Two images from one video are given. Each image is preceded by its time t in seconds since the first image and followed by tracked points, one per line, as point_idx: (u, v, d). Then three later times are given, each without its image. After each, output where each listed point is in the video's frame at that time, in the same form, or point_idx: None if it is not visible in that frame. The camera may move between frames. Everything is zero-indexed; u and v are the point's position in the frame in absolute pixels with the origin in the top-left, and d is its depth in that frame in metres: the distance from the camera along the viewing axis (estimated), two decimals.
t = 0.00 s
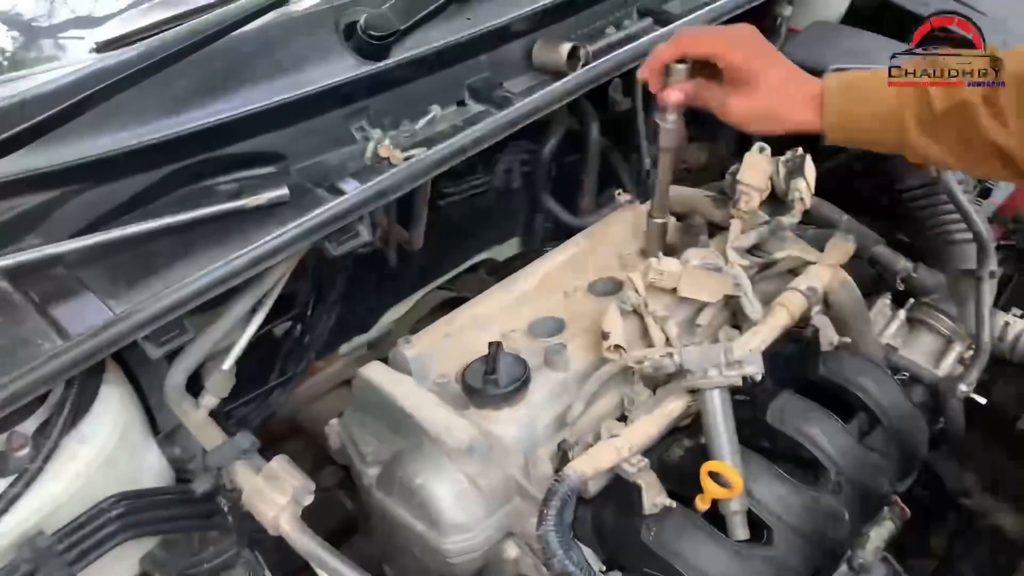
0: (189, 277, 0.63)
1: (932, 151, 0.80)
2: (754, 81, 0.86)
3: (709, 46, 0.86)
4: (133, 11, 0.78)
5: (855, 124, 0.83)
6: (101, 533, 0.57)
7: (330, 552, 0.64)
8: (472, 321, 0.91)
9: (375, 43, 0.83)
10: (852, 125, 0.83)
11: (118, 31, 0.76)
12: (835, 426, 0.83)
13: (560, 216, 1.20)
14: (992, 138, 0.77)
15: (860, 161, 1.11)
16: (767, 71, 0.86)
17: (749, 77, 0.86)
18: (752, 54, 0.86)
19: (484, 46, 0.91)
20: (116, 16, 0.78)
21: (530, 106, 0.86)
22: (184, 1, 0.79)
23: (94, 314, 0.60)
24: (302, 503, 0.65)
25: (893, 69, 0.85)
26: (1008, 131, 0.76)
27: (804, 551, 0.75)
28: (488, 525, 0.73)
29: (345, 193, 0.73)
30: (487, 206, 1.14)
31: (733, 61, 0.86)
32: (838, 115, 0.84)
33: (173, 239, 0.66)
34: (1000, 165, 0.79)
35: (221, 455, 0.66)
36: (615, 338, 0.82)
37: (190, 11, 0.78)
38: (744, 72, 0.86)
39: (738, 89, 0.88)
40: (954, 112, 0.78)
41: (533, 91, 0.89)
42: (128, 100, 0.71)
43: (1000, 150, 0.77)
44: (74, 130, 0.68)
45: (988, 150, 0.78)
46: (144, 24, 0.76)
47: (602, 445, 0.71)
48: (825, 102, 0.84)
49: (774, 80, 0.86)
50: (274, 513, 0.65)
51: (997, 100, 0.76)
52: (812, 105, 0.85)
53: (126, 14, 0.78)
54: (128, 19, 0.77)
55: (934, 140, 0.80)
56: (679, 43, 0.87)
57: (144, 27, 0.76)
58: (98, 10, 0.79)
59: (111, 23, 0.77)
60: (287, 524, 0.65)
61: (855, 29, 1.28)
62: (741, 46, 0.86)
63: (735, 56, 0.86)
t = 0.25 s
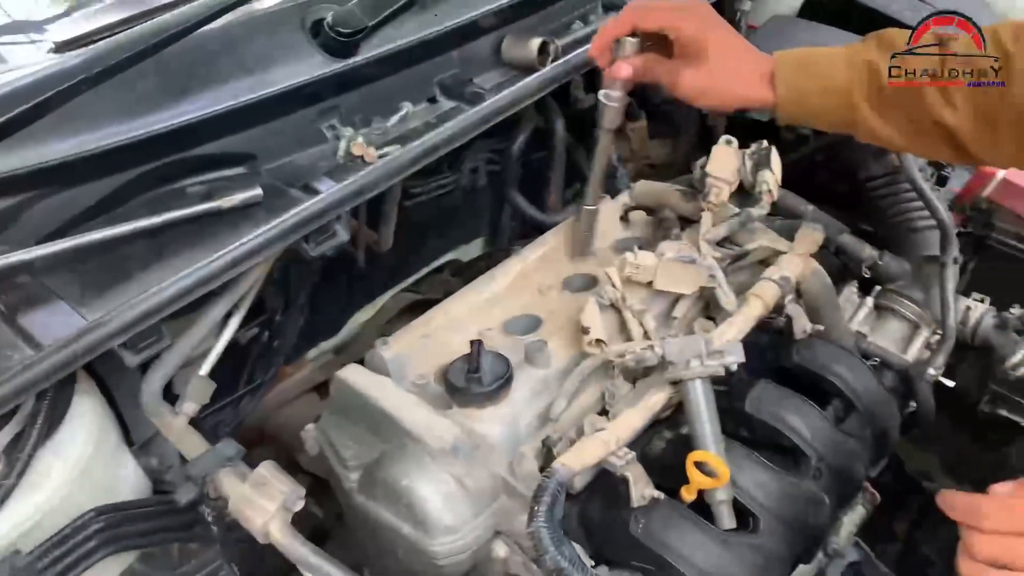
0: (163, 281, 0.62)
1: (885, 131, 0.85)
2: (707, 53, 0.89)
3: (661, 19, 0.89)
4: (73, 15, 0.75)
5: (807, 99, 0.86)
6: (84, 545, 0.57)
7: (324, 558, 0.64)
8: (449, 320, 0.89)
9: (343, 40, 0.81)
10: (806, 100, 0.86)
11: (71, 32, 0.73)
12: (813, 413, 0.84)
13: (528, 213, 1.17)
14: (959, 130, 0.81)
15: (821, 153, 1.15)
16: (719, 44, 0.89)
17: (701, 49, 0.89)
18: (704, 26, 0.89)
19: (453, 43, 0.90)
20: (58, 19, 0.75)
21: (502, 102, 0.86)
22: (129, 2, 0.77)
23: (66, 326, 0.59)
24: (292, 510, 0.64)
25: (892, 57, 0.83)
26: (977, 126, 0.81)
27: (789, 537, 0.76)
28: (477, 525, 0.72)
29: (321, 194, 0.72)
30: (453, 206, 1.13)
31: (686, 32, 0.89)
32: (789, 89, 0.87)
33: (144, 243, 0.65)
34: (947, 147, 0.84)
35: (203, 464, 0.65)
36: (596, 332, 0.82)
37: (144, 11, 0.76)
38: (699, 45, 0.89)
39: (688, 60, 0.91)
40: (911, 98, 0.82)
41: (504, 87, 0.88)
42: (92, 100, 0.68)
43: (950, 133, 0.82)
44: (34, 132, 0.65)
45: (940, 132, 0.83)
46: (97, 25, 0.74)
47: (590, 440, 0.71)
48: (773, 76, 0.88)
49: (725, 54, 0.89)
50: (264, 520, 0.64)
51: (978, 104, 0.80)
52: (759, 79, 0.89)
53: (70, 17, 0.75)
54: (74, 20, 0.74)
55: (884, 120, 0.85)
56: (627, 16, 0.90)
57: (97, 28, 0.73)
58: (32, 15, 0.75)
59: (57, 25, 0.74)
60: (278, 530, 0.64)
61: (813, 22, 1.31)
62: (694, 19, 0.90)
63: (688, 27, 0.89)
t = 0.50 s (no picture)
0: (126, 296, 0.62)
1: (842, 134, 0.90)
2: (662, 69, 0.92)
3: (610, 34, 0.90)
4: (16, 23, 0.72)
5: (766, 105, 0.91)
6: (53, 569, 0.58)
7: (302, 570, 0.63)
8: (418, 325, 0.88)
9: (300, 48, 0.80)
10: (763, 108, 0.91)
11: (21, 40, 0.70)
12: (780, 408, 0.85)
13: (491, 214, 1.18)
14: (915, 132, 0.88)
15: (777, 151, 1.18)
16: (672, 58, 0.92)
17: (656, 65, 0.92)
18: (655, 44, 0.92)
19: (414, 47, 0.89)
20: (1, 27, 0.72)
21: (465, 106, 0.85)
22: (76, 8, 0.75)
23: (26, 343, 0.57)
24: (269, 523, 0.64)
25: (892, 58, 0.89)
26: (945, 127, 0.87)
27: (760, 531, 0.77)
28: (453, 532, 0.72)
29: (284, 203, 0.71)
30: (414, 211, 1.11)
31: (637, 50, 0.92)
32: (747, 98, 0.91)
33: (105, 258, 0.64)
34: (903, 147, 0.90)
35: (174, 481, 0.66)
36: (565, 333, 0.82)
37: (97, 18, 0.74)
38: (651, 61, 0.92)
39: (644, 75, 0.93)
40: (872, 100, 0.88)
41: (466, 90, 0.88)
42: (45, 112, 0.66)
43: (906, 133, 0.89)
44: None
45: (897, 133, 0.89)
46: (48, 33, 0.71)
47: (563, 442, 0.72)
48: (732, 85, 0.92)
49: (680, 67, 0.93)
50: (238, 535, 0.64)
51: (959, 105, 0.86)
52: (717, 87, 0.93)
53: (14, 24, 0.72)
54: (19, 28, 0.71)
55: (845, 122, 0.90)
56: (581, 40, 0.89)
57: (47, 37, 0.70)
58: None
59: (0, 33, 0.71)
60: (252, 546, 0.64)
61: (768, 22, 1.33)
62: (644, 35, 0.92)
63: (640, 45, 0.92)
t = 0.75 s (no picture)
0: (110, 305, 0.62)
1: (804, 135, 0.98)
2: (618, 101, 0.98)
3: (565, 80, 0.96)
4: None
5: (722, 113, 0.99)
6: None
7: None
8: (402, 329, 0.88)
9: (281, 53, 0.80)
10: (717, 116, 0.99)
11: None
12: (763, 407, 0.86)
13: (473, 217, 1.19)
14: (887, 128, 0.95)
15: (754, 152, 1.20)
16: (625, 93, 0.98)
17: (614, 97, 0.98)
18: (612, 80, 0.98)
19: (395, 51, 0.89)
20: None
21: (447, 110, 0.86)
22: (54, 16, 0.75)
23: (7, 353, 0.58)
24: (258, 532, 0.64)
25: (892, 58, 0.94)
26: (931, 122, 0.93)
27: (746, 529, 0.77)
28: (440, 536, 0.72)
29: (266, 209, 0.71)
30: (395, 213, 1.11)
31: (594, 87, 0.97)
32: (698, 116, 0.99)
33: (86, 267, 0.64)
34: (859, 144, 0.97)
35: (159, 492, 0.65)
36: (551, 336, 0.83)
37: (74, 24, 0.75)
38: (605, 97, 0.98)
39: (599, 109, 0.99)
40: (850, 98, 0.95)
41: (446, 95, 0.88)
42: (25, 121, 0.66)
43: (861, 132, 0.96)
44: None
45: (852, 131, 0.96)
46: (26, 39, 0.73)
47: (549, 444, 0.72)
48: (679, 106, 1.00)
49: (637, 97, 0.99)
50: (227, 544, 0.63)
51: (939, 102, 0.91)
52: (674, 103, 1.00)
53: None
54: None
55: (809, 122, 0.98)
56: (532, 94, 0.93)
57: (22, 44, 0.72)
58: None
59: None
60: (240, 555, 0.63)
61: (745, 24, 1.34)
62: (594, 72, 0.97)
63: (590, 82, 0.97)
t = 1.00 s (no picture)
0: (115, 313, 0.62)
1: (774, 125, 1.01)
2: (580, 152, 1.02)
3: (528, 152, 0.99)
4: None
5: (667, 126, 1.04)
6: None
7: None
8: (406, 333, 0.89)
9: (285, 60, 0.80)
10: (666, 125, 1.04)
11: None
12: (764, 409, 0.87)
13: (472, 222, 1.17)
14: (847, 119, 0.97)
15: (753, 158, 1.24)
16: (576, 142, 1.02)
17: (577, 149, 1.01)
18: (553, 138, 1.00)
19: (397, 58, 0.90)
20: None
21: (449, 115, 0.87)
22: (51, 27, 0.76)
23: (20, 361, 0.58)
24: (267, 537, 0.66)
25: (892, 58, 0.93)
26: (896, 121, 0.95)
27: (748, 529, 0.78)
28: (447, 538, 0.73)
29: (273, 215, 0.72)
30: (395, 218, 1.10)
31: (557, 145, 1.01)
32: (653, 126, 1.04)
33: (94, 274, 0.64)
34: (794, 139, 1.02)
35: (169, 496, 0.66)
36: (552, 339, 0.83)
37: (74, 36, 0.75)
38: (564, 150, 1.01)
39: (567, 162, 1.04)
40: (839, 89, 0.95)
41: (450, 101, 0.89)
42: (30, 130, 0.66)
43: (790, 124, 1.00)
44: None
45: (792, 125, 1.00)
46: (26, 50, 0.73)
47: (553, 445, 0.73)
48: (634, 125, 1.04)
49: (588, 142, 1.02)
50: (238, 549, 0.65)
51: (904, 105, 0.93)
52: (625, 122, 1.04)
53: None
54: None
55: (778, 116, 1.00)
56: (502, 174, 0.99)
57: (22, 56, 0.72)
58: None
59: None
60: (254, 557, 0.66)
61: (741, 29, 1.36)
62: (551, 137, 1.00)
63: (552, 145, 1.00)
